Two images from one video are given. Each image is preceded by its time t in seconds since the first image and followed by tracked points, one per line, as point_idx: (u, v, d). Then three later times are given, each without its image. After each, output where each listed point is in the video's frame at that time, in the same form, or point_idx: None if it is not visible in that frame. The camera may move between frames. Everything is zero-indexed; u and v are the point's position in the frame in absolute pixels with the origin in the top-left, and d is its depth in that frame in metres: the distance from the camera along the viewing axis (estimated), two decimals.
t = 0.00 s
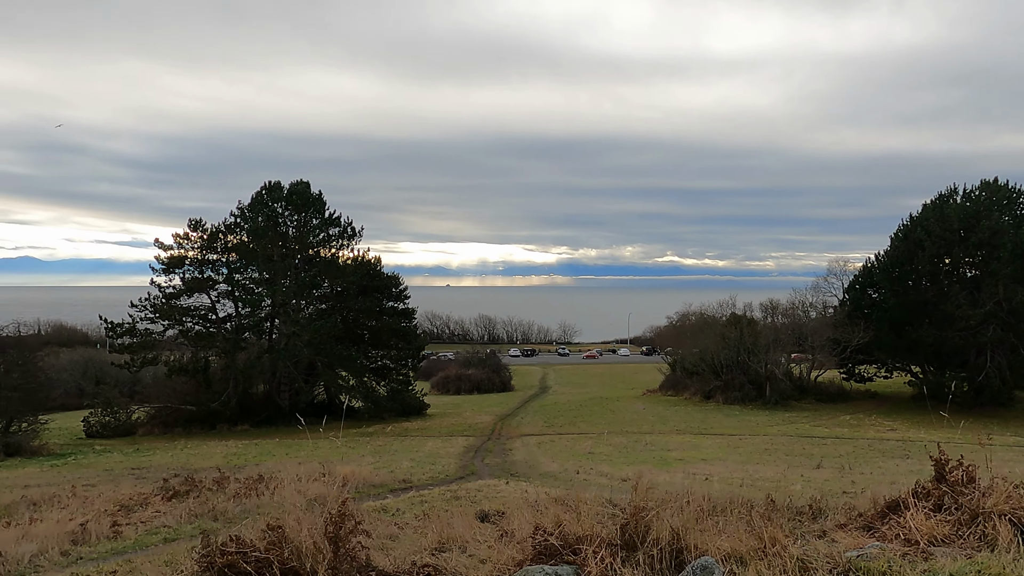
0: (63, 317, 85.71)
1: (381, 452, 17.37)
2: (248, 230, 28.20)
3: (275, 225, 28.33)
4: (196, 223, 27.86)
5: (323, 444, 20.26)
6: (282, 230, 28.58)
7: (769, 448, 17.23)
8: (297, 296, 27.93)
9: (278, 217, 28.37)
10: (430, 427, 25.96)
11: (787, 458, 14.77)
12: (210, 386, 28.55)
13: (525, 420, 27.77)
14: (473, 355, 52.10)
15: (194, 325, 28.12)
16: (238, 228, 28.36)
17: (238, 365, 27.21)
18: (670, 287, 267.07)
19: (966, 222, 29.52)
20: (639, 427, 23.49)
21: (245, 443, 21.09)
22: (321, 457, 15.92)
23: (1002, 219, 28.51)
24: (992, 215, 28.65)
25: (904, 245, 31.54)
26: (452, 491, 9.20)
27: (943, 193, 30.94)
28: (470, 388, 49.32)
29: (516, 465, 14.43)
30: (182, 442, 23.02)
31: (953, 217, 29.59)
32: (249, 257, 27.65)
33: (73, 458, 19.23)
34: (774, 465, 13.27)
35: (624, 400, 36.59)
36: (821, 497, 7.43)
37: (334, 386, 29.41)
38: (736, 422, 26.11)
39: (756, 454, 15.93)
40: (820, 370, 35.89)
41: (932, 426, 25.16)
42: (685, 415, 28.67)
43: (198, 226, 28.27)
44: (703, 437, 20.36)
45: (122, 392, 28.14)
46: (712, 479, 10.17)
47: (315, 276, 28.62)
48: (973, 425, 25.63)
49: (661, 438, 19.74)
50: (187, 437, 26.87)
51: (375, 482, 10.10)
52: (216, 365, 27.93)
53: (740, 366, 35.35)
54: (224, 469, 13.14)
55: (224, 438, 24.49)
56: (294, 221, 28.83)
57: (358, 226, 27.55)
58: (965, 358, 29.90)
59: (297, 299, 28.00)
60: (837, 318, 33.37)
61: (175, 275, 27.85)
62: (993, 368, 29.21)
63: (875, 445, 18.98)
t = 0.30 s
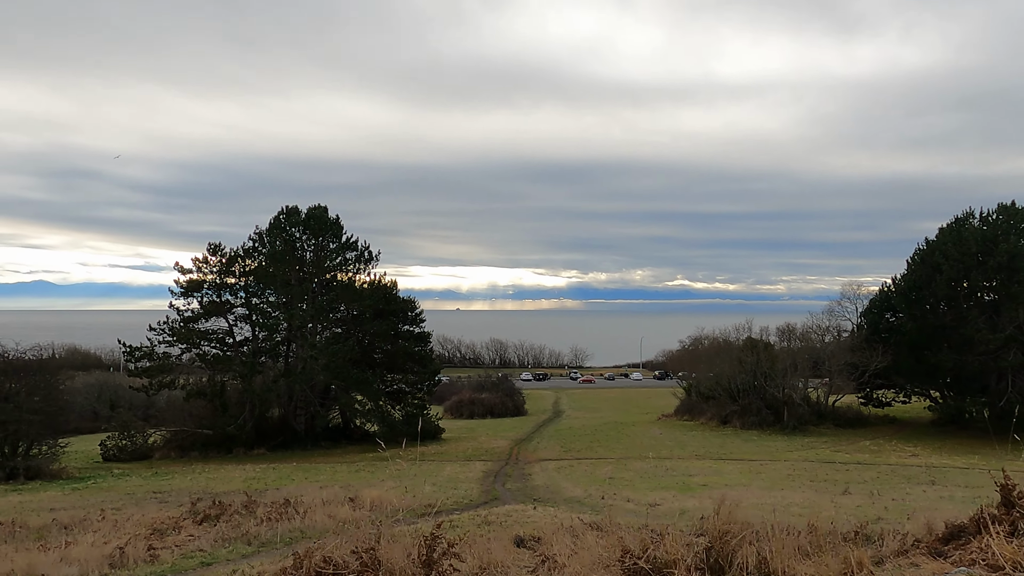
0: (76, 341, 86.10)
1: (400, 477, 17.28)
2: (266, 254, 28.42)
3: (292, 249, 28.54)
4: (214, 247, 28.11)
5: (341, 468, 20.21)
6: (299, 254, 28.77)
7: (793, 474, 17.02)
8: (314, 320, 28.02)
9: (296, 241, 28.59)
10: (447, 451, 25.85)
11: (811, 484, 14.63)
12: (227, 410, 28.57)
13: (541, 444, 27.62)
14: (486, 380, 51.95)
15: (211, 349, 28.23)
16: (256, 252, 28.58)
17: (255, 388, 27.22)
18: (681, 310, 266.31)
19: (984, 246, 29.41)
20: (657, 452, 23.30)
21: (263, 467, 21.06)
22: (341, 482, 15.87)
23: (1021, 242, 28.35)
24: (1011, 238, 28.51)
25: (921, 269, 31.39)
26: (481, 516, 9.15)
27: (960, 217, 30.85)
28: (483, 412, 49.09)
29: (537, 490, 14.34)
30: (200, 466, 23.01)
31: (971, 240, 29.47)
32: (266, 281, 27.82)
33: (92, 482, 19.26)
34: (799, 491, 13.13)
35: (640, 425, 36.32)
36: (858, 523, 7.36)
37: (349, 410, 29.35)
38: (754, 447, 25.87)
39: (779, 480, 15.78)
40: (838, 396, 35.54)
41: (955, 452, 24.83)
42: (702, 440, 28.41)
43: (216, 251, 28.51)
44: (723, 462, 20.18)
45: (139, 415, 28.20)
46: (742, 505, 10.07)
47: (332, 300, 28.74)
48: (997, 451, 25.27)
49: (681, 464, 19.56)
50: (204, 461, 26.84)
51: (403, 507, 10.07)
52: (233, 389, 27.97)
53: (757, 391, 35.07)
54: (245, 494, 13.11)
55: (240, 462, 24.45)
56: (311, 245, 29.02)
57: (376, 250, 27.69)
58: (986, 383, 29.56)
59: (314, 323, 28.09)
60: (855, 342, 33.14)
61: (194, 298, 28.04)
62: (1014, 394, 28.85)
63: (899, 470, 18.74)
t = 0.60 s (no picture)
0: (88, 366, 86.62)
1: (418, 502, 17.23)
2: (281, 279, 28.60)
3: (307, 274, 28.70)
4: (231, 272, 28.32)
5: (358, 494, 20.15)
6: (314, 280, 28.91)
7: (814, 501, 16.85)
8: (329, 345, 28.08)
9: (311, 266, 28.76)
10: (462, 477, 25.75)
11: (835, 510, 14.49)
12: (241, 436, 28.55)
13: (556, 470, 27.48)
14: (498, 405, 51.84)
15: (226, 374, 28.29)
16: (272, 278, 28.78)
17: (270, 414, 27.24)
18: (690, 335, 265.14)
19: (999, 270, 29.32)
20: (674, 478, 23.11)
21: (278, 493, 20.99)
22: (360, 507, 15.83)
23: None
24: None
25: (936, 293, 31.29)
26: (510, 543, 9.11)
27: (976, 240, 30.79)
28: (495, 438, 48.87)
29: (558, 517, 14.29)
30: (215, 492, 22.95)
31: (986, 264, 29.40)
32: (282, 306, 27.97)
33: (109, 508, 19.25)
34: (824, 517, 13.01)
35: (654, 451, 36.11)
36: (897, 551, 7.30)
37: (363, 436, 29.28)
38: (771, 473, 25.66)
39: (802, 506, 15.63)
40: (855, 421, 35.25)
41: (976, 478, 24.54)
42: (718, 466, 28.21)
43: (233, 276, 28.71)
44: (742, 488, 20.03)
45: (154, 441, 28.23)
46: (772, 532, 9.99)
47: (347, 325, 28.85)
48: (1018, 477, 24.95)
49: (700, 490, 19.42)
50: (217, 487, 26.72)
51: (430, 533, 10.07)
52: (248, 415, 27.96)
53: (772, 416, 34.84)
54: (267, 520, 13.14)
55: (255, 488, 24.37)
56: (327, 270, 29.19)
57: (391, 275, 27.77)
58: (1004, 409, 29.26)
59: (329, 348, 28.15)
60: (871, 367, 32.96)
61: (210, 324, 28.20)
62: None
63: (921, 497, 18.54)
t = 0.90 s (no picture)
0: (97, 383, 86.94)
1: (435, 520, 17.22)
2: (296, 297, 28.72)
3: (322, 291, 28.82)
4: (246, 290, 28.48)
5: (373, 512, 20.11)
6: (328, 297, 29.01)
7: (835, 519, 16.70)
8: (343, 362, 28.13)
9: (326, 283, 28.88)
10: (476, 495, 25.67)
11: (857, 529, 14.40)
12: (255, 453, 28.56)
13: (570, 488, 27.36)
14: (509, 422, 51.72)
15: (241, 391, 28.35)
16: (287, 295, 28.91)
17: (284, 431, 27.25)
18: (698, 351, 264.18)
19: (1014, 286, 29.21)
20: (690, 496, 22.97)
21: (293, 511, 20.96)
22: (379, 525, 15.84)
23: None
24: None
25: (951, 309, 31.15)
26: (536, 562, 9.08)
27: (990, 257, 30.70)
28: (506, 455, 48.69)
29: (578, 535, 14.26)
30: (230, 509, 22.94)
31: (1001, 280, 29.28)
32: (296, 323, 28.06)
33: (127, 525, 19.28)
34: (846, 536, 12.93)
35: (667, 468, 35.93)
36: (929, 572, 7.25)
37: (377, 453, 29.24)
38: (788, 491, 25.51)
39: (823, 524, 15.53)
40: (870, 439, 34.99)
41: (995, 496, 24.32)
42: (734, 483, 28.06)
43: (248, 293, 28.86)
44: (759, 506, 19.92)
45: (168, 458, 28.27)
46: (801, 551, 9.94)
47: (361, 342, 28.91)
48: None
49: (718, 508, 19.32)
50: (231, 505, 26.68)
51: (457, 552, 10.07)
52: (262, 432, 27.98)
53: (786, 434, 34.63)
54: (288, 537, 13.17)
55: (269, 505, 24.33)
56: (341, 287, 29.30)
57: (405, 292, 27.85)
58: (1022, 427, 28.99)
59: (343, 365, 28.19)
60: (885, 384, 32.78)
61: (224, 341, 28.32)
62: None
63: (942, 515, 18.38)
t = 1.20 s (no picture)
0: (99, 391, 86.98)
1: (445, 529, 17.19)
2: (302, 305, 28.72)
3: (328, 300, 28.80)
4: (252, 298, 28.50)
5: (382, 521, 20.06)
6: (334, 305, 29.00)
7: (845, 528, 16.63)
8: (349, 371, 28.11)
9: (332, 292, 28.87)
10: (483, 504, 25.60)
11: (869, 538, 14.35)
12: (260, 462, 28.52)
13: (575, 497, 27.27)
14: (512, 431, 51.61)
15: (246, 400, 28.33)
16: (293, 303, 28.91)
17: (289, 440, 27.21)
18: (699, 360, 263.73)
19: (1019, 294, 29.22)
20: (698, 505, 22.90)
21: (301, 520, 20.87)
22: (389, 534, 15.82)
23: None
24: None
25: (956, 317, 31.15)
26: (554, 572, 9.09)
27: (995, 265, 30.73)
28: (510, 464, 48.54)
29: (589, 544, 14.23)
30: (237, 518, 22.86)
31: (1006, 288, 29.30)
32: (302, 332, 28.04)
33: (135, 535, 19.21)
34: (860, 545, 12.88)
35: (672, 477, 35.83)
36: None
37: (382, 462, 29.18)
38: (795, 499, 25.46)
39: (833, 533, 15.48)
40: (875, 447, 34.89)
41: (1003, 505, 24.25)
42: (740, 492, 27.99)
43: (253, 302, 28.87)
44: (767, 515, 19.86)
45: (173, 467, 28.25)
46: (818, 559, 9.90)
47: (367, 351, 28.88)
48: None
49: (726, 517, 19.26)
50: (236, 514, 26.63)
51: (475, 561, 10.07)
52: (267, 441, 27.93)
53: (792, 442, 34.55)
54: (300, 547, 13.17)
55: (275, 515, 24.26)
56: (347, 296, 29.28)
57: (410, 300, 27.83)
58: None
59: (348, 373, 28.16)
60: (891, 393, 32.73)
61: (230, 350, 28.32)
62: None
63: (952, 524, 18.32)
